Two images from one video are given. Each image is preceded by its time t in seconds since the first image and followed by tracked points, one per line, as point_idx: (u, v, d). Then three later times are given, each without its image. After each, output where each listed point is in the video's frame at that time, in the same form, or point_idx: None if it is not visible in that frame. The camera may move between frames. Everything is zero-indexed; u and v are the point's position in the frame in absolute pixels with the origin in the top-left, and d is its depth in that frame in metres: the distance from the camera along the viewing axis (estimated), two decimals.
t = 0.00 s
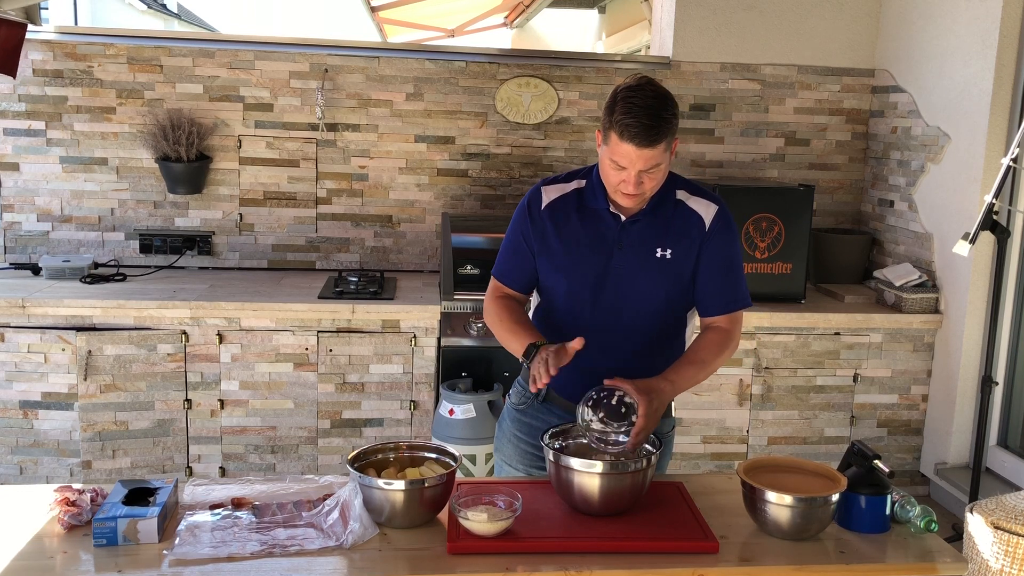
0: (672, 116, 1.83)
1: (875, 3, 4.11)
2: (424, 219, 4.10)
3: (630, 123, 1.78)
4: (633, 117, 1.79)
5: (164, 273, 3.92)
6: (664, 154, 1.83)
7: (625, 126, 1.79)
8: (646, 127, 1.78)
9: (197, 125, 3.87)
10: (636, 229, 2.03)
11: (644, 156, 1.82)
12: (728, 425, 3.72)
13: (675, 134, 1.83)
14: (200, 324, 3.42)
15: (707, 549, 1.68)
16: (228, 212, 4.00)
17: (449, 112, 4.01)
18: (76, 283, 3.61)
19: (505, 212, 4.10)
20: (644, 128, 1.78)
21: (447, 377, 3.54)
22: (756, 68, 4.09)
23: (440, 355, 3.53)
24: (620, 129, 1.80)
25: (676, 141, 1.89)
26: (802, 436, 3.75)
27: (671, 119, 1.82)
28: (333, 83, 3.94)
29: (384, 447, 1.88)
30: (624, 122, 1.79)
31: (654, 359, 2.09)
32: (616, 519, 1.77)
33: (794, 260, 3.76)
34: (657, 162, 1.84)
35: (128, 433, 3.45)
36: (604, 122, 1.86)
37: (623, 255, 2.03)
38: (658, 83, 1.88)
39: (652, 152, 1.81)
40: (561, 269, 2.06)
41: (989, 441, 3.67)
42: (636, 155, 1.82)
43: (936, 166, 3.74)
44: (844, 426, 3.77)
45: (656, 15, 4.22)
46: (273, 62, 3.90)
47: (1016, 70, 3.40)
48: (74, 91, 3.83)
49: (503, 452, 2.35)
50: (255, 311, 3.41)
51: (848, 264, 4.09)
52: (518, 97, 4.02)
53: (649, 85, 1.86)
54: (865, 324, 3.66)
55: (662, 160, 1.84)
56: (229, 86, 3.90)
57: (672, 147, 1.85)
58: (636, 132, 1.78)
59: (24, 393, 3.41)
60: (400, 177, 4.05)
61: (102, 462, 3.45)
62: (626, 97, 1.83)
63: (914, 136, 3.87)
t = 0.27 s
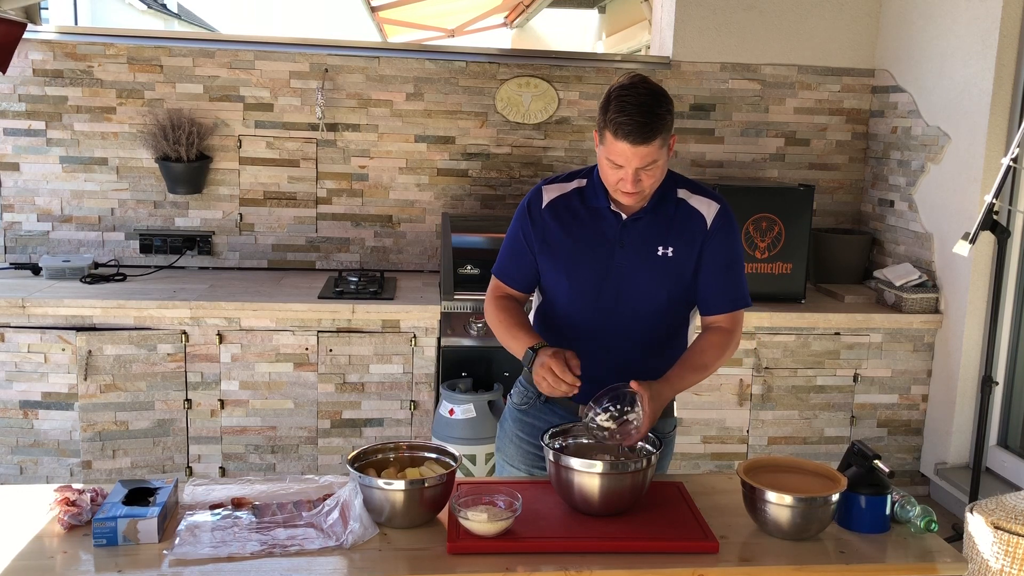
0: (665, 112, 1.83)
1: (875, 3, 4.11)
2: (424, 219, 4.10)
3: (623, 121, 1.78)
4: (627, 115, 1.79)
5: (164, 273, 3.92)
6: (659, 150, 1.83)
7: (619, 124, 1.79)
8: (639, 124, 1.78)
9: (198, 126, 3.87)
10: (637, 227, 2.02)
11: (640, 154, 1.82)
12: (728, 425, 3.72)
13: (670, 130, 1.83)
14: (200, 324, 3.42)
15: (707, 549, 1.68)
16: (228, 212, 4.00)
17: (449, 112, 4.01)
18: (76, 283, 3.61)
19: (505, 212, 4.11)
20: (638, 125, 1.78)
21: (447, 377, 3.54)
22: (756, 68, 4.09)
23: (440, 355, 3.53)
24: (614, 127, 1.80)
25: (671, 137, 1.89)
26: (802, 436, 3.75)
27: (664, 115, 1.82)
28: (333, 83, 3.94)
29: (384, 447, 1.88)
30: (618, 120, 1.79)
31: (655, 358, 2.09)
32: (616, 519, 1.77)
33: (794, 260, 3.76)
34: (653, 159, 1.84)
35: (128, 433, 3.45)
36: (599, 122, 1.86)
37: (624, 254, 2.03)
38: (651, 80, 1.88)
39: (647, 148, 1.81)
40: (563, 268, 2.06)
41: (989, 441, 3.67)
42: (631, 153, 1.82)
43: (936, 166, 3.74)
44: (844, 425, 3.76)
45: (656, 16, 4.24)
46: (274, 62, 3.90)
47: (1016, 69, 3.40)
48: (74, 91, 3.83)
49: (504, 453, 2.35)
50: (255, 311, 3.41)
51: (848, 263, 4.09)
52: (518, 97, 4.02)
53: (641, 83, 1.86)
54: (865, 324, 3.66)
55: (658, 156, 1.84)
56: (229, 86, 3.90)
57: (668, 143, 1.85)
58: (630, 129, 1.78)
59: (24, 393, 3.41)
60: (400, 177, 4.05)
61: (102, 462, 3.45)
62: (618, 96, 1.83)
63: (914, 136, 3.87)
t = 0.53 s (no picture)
0: (652, 106, 1.83)
1: (875, 3, 4.11)
2: (424, 219, 4.10)
3: (607, 116, 1.79)
4: (611, 110, 1.80)
5: (164, 273, 3.92)
6: (649, 145, 1.83)
7: (603, 120, 1.80)
8: (623, 118, 1.79)
9: (198, 126, 3.87)
10: (638, 227, 2.03)
11: (627, 148, 1.82)
12: (728, 425, 3.72)
13: (658, 124, 1.83)
14: (200, 324, 3.42)
15: (707, 549, 1.68)
16: (228, 212, 4.00)
17: (449, 112, 4.01)
18: (76, 283, 3.61)
19: (505, 212, 4.11)
20: (621, 119, 1.79)
21: (447, 377, 3.54)
22: (756, 68, 4.09)
23: (440, 355, 3.54)
24: (599, 123, 1.81)
25: (663, 133, 1.89)
26: (802, 435, 3.75)
27: (652, 109, 1.82)
28: (333, 83, 3.94)
29: (384, 447, 1.88)
30: (603, 115, 1.80)
31: (657, 357, 2.09)
32: (616, 520, 1.77)
33: (794, 260, 3.76)
34: (642, 153, 1.83)
35: (128, 433, 3.45)
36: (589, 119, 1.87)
37: (626, 253, 2.03)
38: (640, 77, 1.89)
39: (634, 142, 1.81)
40: (565, 268, 2.06)
41: (989, 441, 3.67)
42: (618, 147, 1.82)
43: (936, 166, 3.74)
44: (844, 426, 3.76)
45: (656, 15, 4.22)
46: (273, 62, 3.90)
47: (1016, 70, 3.40)
48: (74, 91, 3.83)
49: (506, 452, 2.35)
50: (255, 311, 3.41)
51: (847, 263, 4.09)
52: (518, 97, 4.02)
53: (630, 79, 1.86)
54: (865, 324, 3.66)
55: (648, 150, 1.84)
56: (229, 86, 3.90)
57: (658, 137, 1.85)
58: (614, 124, 1.79)
59: (24, 393, 3.41)
60: (400, 177, 4.05)
61: (102, 462, 3.45)
62: (605, 92, 1.84)
63: (914, 136, 3.87)
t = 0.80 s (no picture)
0: (653, 100, 1.83)
1: (875, 3, 4.11)
2: (424, 219, 4.10)
3: (607, 110, 1.80)
4: (611, 104, 1.80)
5: (164, 273, 3.92)
6: (650, 139, 1.84)
7: (603, 113, 1.80)
8: (624, 112, 1.79)
9: (197, 126, 3.87)
10: (641, 227, 2.03)
11: (628, 141, 1.82)
12: (728, 425, 3.72)
13: (659, 118, 1.83)
14: (200, 324, 3.42)
15: (707, 549, 1.68)
16: (228, 212, 4.00)
17: (449, 112, 4.01)
18: (76, 283, 3.61)
19: (505, 212, 4.11)
20: (621, 113, 1.79)
21: (447, 377, 3.54)
22: (756, 68, 4.09)
23: (440, 355, 3.53)
24: (600, 117, 1.81)
25: (664, 128, 1.90)
26: (802, 435, 3.75)
27: (652, 103, 1.83)
28: (333, 83, 3.94)
29: (384, 447, 1.88)
30: (603, 110, 1.81)
31: (660, 357, 2.09)
32: (616, 520, 1.77)
33: (794, 260, 3.76)
34: (643, 147, 1.84)
35: (128, 433, 3.45)
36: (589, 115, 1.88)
37: (629, 253, 2.03)
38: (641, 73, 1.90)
39: (634, 136, 1.81)
40: (568, 267, 2.06)
41: (989, 441, 3.67)
42: (619, 141, 1.82)
43: (936, 166, 3.74)
44: (844, 426, 3.76)
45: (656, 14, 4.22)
46: (273, 62, 3.90)
47: (1016, 69, 3.40)
48: (74, 91, 3.83)
49: (508, 453, 2.35)
50: (255, 311, 3.41)
51: (848, 263, 4.09)
52: (518, 97, 4.02)
53: (630, 75, 1.87)
54: (865, 324, 3.66)
55: (649, 145, 1.84)
56: (229, 86, 3.90)
57: (659, 132, 1.86)
58: (614, 117, 1.79)
59: (24, 393, 3.41)
60: (400, 177, 4.05)
61: (102, 462, 3.45)
62: (605, 88, 1.85)
63: (914, 136, 3.87)
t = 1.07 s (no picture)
0: (655, 102, 1.83)
1: (875, 3, 4.11)
2: (424, 219, 4.10)
3: (610, 113, 1.80)
4: (614, 107, 1.80)
5: (164, 273, 3.92)
6: (652, 141, 1.84)
7: (606, 117, 1.80)
8: (627, 115, 1.79)
9: (197, 126, 3.87)
10: (643, 227, 2.03)
11: (631, 144, 1.82)
12: (728, 425, 3.72)
13: (662, 121, 1.84)
14: (200, 324, 3.42)
15: (706, 549, 1.68)
16: (228, 212, 4.00)
17: (449, 112, 4.01)
18: (76, 283, 3.61)
19: (505, 212, 4.11)
20: (625, 116, 1.79)
21: (447, 377, 3.54)
22: (756, 68, 4.09)
23: (440, 355, 3.53)
24: (603, 120, 1.81)
25: (667, 130, 1.90)
26: (802, 436, 3.75)
27: (655, 105, 1.82)
28: (333, 84, 3.94)
29: (384, 447, 1.88)
30: (606, 112, 1.80)
31: (662, 357, 2.09)
32: (616, 520, 1.77)
33: (794, 260, 3.76)
34: (646, 149, 1.84)
35: (128, 433, 3.45)
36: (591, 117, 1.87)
37: (632, 253, 2.03)
38: (643, 74, 1.89)
39: (637, 139, 1.81)
40: (570, 267, 2.06)
41: (990, 441, 3.67)
42: (623, 144, 1.82)
43: (936, 166, 3.74)
44: (844, 426, 3.77)
45: (656, 14, 4.22)
46: (273, 62, 3.90)
47: (1016, 69, 3.40)
48: (74, 91, 3.83)
49: (508, 452, 2.35)
50: (255, 311, 3.41)
51: (847, 263, 4.09)
52: (518, 97, 4.02)
53: (633, 76, 1.87)
54: (865, 324, 3.66)
55: (651, 147, 1.84)
56: (229, 86, 3.90)
57: (662, 134, 1.86)
58: (617, 120, 1.79)
59: (24, 393, 3.41)
60: (400, 177, 4.05)
61: (102, 462, 3.45)
62: (607, 90, 1.84)
63: (914, 136, 3.87)
